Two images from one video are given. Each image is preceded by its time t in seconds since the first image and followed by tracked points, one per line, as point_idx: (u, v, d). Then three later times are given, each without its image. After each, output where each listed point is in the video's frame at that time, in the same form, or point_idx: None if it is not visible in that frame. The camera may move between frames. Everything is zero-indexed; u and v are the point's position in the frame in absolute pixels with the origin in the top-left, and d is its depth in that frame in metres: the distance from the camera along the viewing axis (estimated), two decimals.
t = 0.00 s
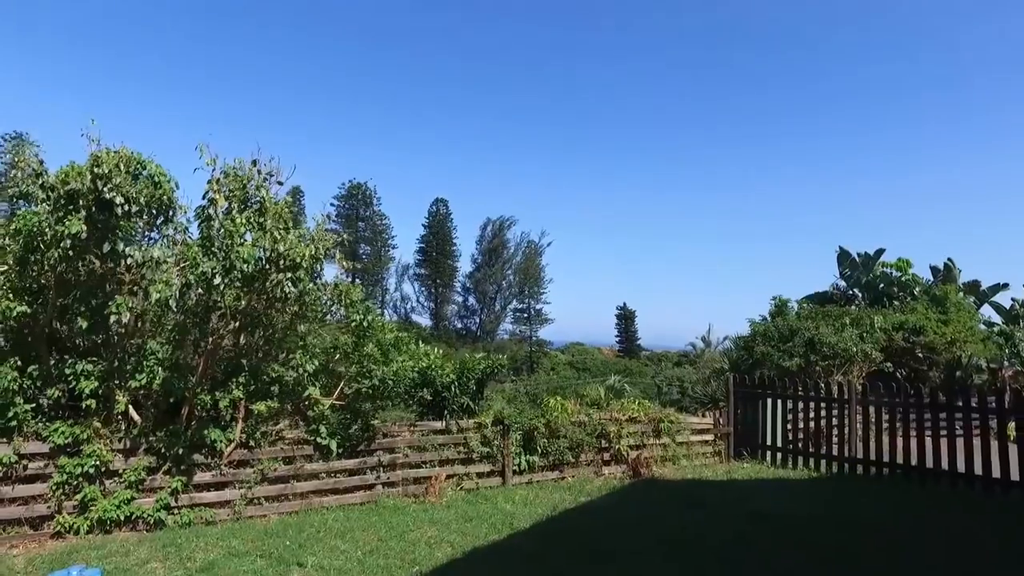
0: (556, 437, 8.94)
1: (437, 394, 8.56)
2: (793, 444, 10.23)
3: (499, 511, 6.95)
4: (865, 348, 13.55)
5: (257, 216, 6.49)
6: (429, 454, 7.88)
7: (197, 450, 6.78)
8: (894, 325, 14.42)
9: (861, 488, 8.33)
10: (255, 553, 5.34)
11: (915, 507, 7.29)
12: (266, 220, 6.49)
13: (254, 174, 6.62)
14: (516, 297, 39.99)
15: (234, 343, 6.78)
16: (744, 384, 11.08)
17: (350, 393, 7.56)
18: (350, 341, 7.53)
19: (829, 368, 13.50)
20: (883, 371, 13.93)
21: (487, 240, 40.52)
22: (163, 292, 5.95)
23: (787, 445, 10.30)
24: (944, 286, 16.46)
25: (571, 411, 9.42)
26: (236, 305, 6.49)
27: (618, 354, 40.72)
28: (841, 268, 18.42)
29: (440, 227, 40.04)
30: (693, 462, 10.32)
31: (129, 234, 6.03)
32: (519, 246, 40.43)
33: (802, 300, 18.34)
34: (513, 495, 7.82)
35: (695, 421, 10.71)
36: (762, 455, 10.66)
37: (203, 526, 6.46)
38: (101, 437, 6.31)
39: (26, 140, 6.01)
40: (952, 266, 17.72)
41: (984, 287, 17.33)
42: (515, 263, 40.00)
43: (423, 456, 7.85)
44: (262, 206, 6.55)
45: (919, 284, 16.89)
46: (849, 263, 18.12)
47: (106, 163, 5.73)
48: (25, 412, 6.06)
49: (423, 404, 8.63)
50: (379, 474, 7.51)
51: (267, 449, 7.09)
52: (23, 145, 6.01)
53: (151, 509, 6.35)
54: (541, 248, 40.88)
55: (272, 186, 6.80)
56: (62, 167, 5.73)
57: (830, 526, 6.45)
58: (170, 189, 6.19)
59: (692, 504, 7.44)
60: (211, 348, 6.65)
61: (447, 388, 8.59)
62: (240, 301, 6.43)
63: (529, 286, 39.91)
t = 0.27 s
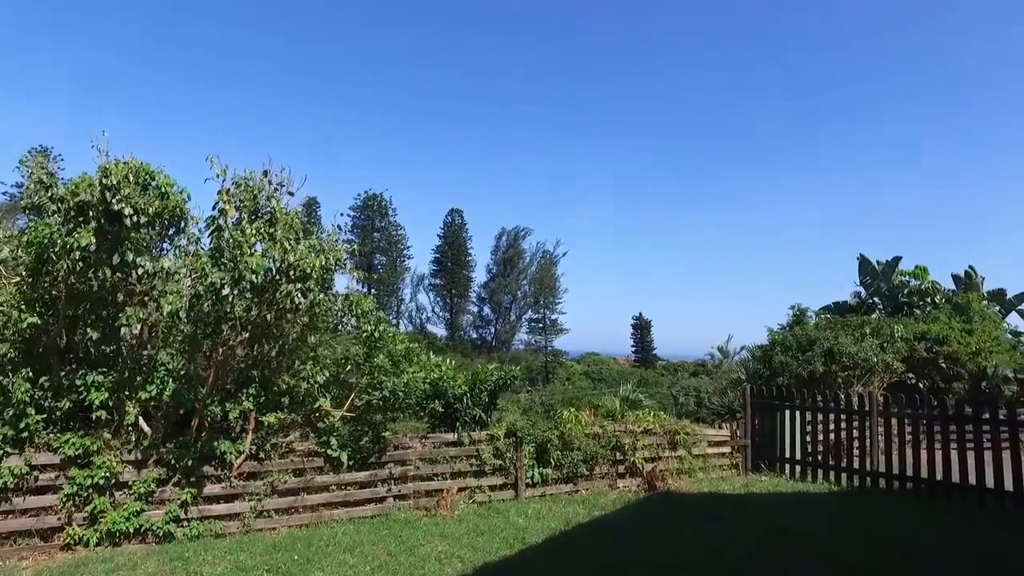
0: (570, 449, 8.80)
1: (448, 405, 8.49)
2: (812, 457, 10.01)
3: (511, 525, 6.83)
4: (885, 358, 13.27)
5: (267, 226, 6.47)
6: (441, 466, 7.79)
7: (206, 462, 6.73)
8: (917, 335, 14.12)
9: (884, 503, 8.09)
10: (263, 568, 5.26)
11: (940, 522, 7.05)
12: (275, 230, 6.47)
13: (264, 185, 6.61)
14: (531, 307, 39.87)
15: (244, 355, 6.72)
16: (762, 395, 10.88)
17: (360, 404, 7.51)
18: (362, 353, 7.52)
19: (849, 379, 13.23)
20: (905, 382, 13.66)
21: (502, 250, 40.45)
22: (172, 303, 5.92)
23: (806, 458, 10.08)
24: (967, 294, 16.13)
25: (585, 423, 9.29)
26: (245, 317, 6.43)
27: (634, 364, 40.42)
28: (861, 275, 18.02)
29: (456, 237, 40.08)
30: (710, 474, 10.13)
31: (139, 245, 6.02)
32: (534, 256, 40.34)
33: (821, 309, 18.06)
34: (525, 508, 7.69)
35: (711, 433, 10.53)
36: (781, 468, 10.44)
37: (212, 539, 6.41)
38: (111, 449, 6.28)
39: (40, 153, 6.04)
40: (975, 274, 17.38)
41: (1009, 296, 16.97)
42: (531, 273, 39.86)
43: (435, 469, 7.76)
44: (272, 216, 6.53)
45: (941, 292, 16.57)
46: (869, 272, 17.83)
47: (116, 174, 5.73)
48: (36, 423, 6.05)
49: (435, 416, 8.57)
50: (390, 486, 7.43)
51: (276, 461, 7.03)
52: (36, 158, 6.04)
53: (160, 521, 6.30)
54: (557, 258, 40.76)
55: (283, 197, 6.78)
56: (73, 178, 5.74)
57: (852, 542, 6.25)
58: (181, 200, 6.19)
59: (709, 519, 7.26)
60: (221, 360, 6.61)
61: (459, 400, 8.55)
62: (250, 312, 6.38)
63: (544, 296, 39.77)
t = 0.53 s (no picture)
0: (582, 464, 8.68)
1: (459, 420, 8.41)
2: (830, 473, 9.80)
3: (522, 542, 6.70)
4: (904, 370, 13.03)
5: (275, 238, 6.45)
6: (451, 480, 7.70)
7: (215, 476, 6.67)
8: (936, 347, 13.93)
9: (906, 521, 7.85)
10: None
11: (964, 541, 6.82)
12: (284, 243, 6.45)
13: (273, 198, 6.61)
14: (544, 320, 39.73)
15: (253, 368, 6.69)
16: (778, 409, 10.69)
17: (369, 418, 7.43)
18: (372, 366, 7.46)
19: (866, 393, 13.00)
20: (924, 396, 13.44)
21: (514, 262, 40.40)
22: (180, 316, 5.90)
23: (823, 473, 9.87)
24: (986, 306, 15.87)
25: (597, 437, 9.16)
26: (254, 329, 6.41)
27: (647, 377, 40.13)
28: (877, 286, 17.85)
29: (468, 250, 40.13)
30: (725, 489, 9.94)
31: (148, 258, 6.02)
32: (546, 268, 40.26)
33: (837, 321, 17.83)
34: (536, 524, 7.55)
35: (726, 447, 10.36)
36: (797, 483, 10.24)
37: (220, 554, 6.34)
38: (119, 463, 6.25)
39: (51, 167, 6.06)
40: (994, 285, 17.11)
41: None
42: (543, 285, 39.74)
43: (445, 483, 7.67)
44: (280, 229, 6.52)
45: (960, 303, 16.32)
46: (885, 283, 17.60)
47: (124, 187, 5.73)
48: (45, 436, 6.02)
49: (445, 430, 8.49)
50: (400, 502, 7.35)
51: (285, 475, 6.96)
52: (47, 172, 6.05)
53: (168, 536, 6.25)
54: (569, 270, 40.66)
55: (292, 210, 6.78)
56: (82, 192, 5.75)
57: (873, 561, 6.06)
58: (189, 213, 6.19)
59: (725, 537, 7.07)
60: (230, 373, 6.59)
61: (469, 414, 8.43)
62: (259, 325, 6.36)
63: (556, 308, 39.63)
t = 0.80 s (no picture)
0: (597, 480, 8.51)
1: (471, 435, 8.30)
2: (851, 490, 9.53)
3: (535, 561, 6.54)
4: (926, 385, 12.74)
5: (286, 251, 6.40)
6: (464, 497, 7.58)
7: (224, 492, 6.60)
8: (959, 362, 13.78)
9: (933, 541, 7.57)
10: None
11: (995, 563, 6.55)
12: (295, 256, 6.40)
13: (284, 211, 6.57)
14: (558, 334, 39.49)
15: (264, 382, 6.59)
16: (797, 424, 10.46)
17: (380, 434, 7.32)
18: (383, 381, 7.35)
19: (887, 407, 12.73)
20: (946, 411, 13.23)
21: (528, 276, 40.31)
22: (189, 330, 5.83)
23: (845, 491, 9.61)
24: (1010, 318, 15.55)
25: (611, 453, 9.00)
26: (265, 343, 6.33)
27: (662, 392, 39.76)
28: (896, 298, 17.66)
29: (482, 264, 40.14)
30: (743, 507, 9.72)
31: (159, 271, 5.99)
32: (560, 282, 40.16)
33: (856, 334, 17.56)
34: (550, 542, 7.38)
35: (744, 463, 10.14)
36: (818, 501, 9.99)
37: (229, 571, 6.26)
38: (128, 478, 6.18)
39: (64, 181, 6.07)
40: (1018, 297, 16.78)
41: None
42: (557, 299, 39.58)
43: (458, 500, 7.55)
44: (291, 242, 6.46)
45: (983, 315, 16.03)
46: (905, 295, 17.36)
47: (134, 200, 5.72)
48: (54, 450, 5.97)
49: (456, 446, 8.36)
50: (411, 519, 7.25)
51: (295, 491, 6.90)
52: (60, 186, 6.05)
53: (176, 553, 6.16)
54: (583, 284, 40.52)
55: (303, 223, 6.73)
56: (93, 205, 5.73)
57: None
58: (200, 226, 6.16)
59: (744, 557, 6.85)
60: (240, 387, 6.50)
61: (481, 429, 8.36)
62: (270, 338, 6.28)
63: (570, 322, 39.42)
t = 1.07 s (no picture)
0: (612, 500, 8.30)
1: (484, 453, 8.17)
2: (876, 510, 9.22)
3: None
4: (950, 401, 12.41)
5: (296, 266, 6.32)
6: (476, 517, 7.42)
7: (232, 512, 6.46)
8: (985, 377, 13.35)
9: (963, 565, 7.24)
10: None
11: None
12: (305, 271, 6.31)
13: (294, 226, 6.51)
14: (570, 349, 39.14)
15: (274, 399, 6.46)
16: (817, 442, 10.17)
17: (391, 452, 7.16)
18: (393, 399, 7.18)
19: (910, 425, 12.41)
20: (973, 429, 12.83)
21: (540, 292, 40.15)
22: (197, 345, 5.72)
23: (869, 511, 9.30)
24: None
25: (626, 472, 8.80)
26: (275, 359, 6.22)
27: (677, 408, 39.31)
28: (916, 312, 17.33)
29: (495, 279, 40.03)
30: (762, 527, 9.46)
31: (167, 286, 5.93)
32: (573, 297, 39.96)
33: (876, 350, 17.24)
34: (564, 564, 7.15)
35: (763, 482, 9.88)
36: (841, 521, 9.68)
37: None
38: (135, 497, 6.07)
39: (74, 196, 6.04)
40: None
41: None
42: (570, 314, 39.35)
43: (470, 521, 7.38)
44: (302, 256, 6.39)
45: (1007, 330, 15.67)
46: (925, 309, 17.03)
47: (142, 215, 5.68)
48: (61, 469, 5.88)
49: (469, 464, 8.19)
50: (422, 539, 7.12)
51: (304, 511, 6.77)
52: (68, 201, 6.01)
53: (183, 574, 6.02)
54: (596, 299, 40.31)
55: (313, 238, 6.67)
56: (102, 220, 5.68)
57: None
58: (209, 241, 6.11)
59: None
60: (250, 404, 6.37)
61: (494, 447, 8.21)
62: (280, 354, 6.16)
63: (583, 337, 39.15)
